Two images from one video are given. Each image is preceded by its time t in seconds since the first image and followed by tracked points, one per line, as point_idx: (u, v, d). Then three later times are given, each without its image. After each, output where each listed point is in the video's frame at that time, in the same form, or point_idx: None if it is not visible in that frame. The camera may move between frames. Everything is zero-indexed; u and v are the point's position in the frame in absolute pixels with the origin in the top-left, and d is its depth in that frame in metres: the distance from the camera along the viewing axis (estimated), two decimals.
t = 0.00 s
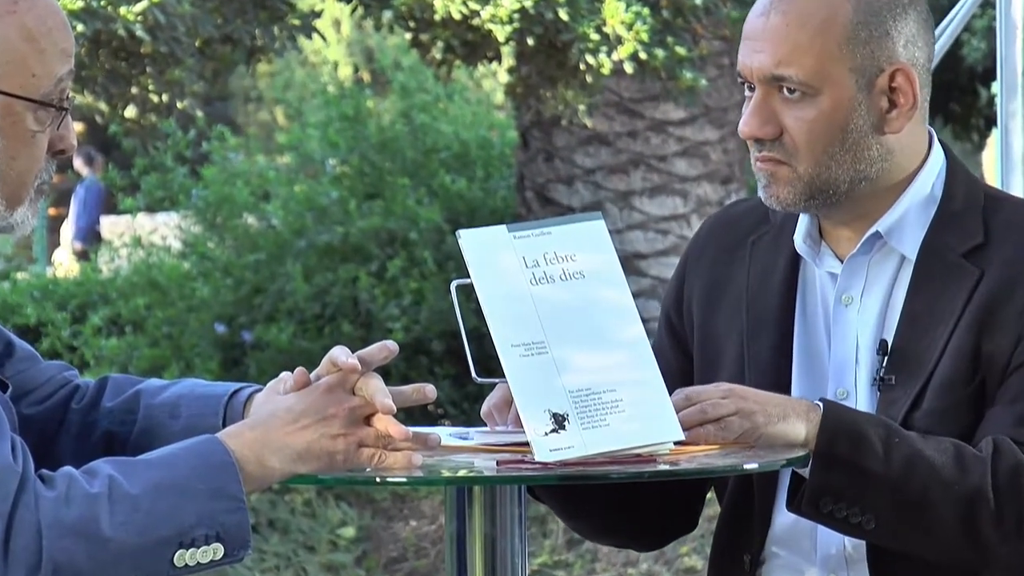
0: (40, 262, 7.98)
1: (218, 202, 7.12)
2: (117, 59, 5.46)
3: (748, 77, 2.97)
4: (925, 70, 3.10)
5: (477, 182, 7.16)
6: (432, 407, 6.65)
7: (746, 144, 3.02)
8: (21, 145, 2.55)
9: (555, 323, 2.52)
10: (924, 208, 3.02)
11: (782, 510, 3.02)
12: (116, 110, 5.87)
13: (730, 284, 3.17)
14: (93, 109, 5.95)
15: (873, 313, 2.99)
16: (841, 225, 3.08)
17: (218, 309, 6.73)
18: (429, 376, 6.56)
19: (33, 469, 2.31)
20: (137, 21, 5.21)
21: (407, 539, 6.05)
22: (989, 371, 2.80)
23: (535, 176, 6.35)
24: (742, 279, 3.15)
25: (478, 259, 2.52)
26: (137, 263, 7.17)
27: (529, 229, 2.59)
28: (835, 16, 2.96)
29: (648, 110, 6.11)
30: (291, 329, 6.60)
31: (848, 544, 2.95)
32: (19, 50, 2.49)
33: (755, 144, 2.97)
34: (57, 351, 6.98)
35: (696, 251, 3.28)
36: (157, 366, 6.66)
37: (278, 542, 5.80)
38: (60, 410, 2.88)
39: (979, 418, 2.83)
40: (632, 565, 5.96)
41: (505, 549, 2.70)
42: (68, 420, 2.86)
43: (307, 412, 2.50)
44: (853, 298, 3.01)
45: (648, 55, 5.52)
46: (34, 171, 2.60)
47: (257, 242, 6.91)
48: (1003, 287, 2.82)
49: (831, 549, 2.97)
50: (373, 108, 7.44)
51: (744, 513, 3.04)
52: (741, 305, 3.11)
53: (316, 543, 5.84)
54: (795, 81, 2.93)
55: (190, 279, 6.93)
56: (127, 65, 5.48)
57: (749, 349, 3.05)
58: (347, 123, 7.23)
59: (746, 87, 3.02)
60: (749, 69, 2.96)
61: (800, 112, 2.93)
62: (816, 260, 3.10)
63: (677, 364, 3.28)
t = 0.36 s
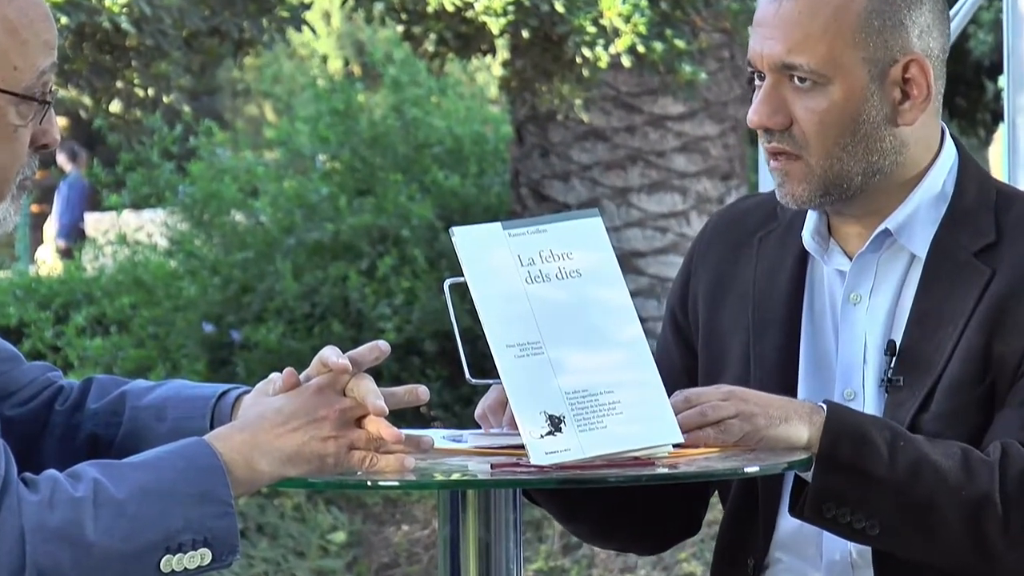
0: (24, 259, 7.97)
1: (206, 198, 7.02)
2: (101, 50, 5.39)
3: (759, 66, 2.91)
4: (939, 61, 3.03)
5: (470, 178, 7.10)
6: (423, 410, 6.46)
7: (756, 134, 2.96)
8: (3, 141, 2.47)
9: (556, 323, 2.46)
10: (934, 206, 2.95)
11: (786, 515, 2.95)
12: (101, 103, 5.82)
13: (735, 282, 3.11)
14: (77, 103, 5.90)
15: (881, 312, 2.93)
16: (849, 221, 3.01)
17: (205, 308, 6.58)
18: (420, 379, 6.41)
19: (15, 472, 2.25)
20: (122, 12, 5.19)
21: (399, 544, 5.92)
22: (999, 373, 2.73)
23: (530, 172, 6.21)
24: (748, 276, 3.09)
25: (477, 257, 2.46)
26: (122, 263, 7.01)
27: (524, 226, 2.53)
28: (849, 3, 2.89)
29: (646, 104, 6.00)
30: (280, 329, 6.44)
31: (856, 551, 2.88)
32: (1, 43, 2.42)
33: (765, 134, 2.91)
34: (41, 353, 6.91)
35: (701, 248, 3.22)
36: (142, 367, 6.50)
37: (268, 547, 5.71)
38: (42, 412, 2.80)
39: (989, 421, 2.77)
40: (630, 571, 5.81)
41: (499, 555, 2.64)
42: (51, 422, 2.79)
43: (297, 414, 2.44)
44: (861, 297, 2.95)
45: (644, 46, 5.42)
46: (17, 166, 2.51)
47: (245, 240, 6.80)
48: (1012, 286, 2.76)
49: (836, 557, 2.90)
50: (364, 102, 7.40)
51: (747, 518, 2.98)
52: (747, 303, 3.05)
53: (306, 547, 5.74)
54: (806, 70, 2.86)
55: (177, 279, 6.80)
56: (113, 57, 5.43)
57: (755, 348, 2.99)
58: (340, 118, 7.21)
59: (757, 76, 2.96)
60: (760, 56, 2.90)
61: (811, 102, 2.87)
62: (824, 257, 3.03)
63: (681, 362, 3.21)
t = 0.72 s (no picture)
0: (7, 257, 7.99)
1: (194, 195, 6.97)
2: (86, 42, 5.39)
3: (752, 58, 2.85)
4: (939, 59, 2.96)
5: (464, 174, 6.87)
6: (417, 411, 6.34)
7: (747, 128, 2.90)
8: None
9: (548, 322, 2.39)
10: (935, 203, 2.88)
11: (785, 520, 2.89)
12: (86, 96, 5.78)
13: (733, 280, 3.04)
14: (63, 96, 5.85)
15: (883, 311, 2.86)
16: (848, 219, 2.95)
17: (193, 308, 6.48)
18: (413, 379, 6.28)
19: None
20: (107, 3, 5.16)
21: (392, 550, 5.84)
22: (1004, 374, 2.67)
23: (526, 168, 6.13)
24: (745, 275, 3.02)
25: (468, 253, 2.39)
26: (107, 260, 7.00)
27: (518, 223, 2.47)
28: None
29: (645, 98, 5.86)
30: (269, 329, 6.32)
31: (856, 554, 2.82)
32: None
33: (756, 128, 2.84)
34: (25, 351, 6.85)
35: (696, 246, 3.15)
36: (128, 367, 6.42)
37: (256, 552, 5.65)
38: (25, 414, 2.74)
39: (992, 423, 2.70)
40: None
41: (494, 559, 2.58)
42: (35, 424, 2.73)
43: (286, 416, 2.37)
44: (860, 297, 2.88)
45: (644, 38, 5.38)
46: None
47: (234, 237, 6.70)
48: (1017, 284, 2.69)
49: (836, 554, 2.84)
50: (356, 95, 7.30)
51: (748, 523, 2.91)
52: (744, 302, 2.98)
53: (296, 552, 5.66)
54: (799, 64, 2.80)
55: (164, 276, 6.75)
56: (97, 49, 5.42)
57: (752, 348, 2.92)
58: (330, 112, 7.12)
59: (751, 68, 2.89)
60: (754, 48, 2.83)
61: (803, 98, 2.81)
62: (822, 255, 2.96)
63: (677, 363, 3.15)
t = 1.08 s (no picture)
0: None
1: (180, 190, 6.75)
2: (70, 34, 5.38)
3: (781, 32, 2.78)
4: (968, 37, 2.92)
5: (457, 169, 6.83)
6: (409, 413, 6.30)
7: (774, 104, 2.83)
8: None
9: (547, 320, 2.33)
10: (947, 193, 2.83)
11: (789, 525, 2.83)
12: (71, 89, 5.74)
13: (739, 275, 2.98)
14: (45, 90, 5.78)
15: (891, 306, 2.81)
16: (857, 211, 2.89)
17: (179, 307, 6.37)
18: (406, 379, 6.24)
19: None
20: None
21: (383, 554, 5.79)
22: (1013, 373, 2.60)
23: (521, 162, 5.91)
24: (751, 269, 2.96)
25: (463, 251, 2.33)
26: (89, 255, 6.74)
27: (513, 220, 2.40)
28: None
29: (643, 91, 5.69)
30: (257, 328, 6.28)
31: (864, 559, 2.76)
32: None
33: (786, 102, 2.77)
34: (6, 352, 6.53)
35: (702, 239, 3.09)
36: (113, 367, 6.31)
37: (245, 556, 5.59)
38: (8, 415, 2.67)
39: (1002, 423, 2.63)
40: None
41: (489, 564, 2.52)
42: (17, 426, 2.66)
43: (276, 416, 2.31)
44: (870, 289, 2.83)
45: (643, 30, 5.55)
46: None
47: (221, 234, 6.56)
48: None
49: (844, 561, 2.78)
50: (347, 88, 7.14)
51: (751, 523, 2.86)
52: (750, 298, 2.92)
53: (285, 556, 5.58)
54: (833, 36, 2.74)
55: (149, 274, 6.54)
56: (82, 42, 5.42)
57: (758, 343, 2.86)
58: (320, 106, 6.98)
59: (778, 45, 2.83)
60: (784, 20, 2.77)
61: (836, 70, 2.74)
62: (832, 247, 2.90)
63: (681, 360, 3.08)
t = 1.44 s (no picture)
0: None
1: (165, 186, 6.58)
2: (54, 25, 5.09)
3: (790, 27, 2.72)
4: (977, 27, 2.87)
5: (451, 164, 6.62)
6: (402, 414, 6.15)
7: (784, 101, 2.77)
8: None
9: (544, 321, 2.27)
10: (956, 190, 2.77)
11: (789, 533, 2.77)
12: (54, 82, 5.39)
13: (741, 273, 2.92)
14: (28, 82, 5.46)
15: (897, 305, 2.75)
16: (863, 208, 2.83)
17: (167, 304, 6.20)
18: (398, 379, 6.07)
19: None
20: None
21: (375, 559, 5.66)
22: (1021, 374, 2.54)
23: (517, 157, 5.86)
24: (754, 266, 2.90)
25: (458, 247, 2.27)
26: (75, 253, 6.54)
27: (510, 217, 2.34)
28: None
29: (641, 83, 5.63)
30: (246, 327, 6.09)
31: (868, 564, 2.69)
32: None
33: (799, 98, 2.71)
34: None
35: (703, 235, 3.03)
36: (98, 366, 6.15)
37: (233, 560, 5.41)
38: None
39: (1010, 424, 2.57)
40: None
41: (482, 570, 2.46)
42: None
43: (264, 418, 2.27)
44: (876, 288, 2.77)
45: (642, 21, 5.22)
46: None
47: (210, 230, 6.40)
48: None
49: (847, 565, 2.72)
50: (338, 81, 6.96)
51: (752, 527, 2.81)
52: (752, 297, 2.86)
53: (274, 560, 5.44)
54: (847, 30, 2.67)
55: (135, 272, 6.38)
56: (66, 33, 5.14)
57: (762, 343, 2.80)
58: (310, 98, 6.77)
59: (787, 41, 2.77)
60: (795, 15, 2.71)
61: (850, 64, 2.68)
62: (837, 245, 2.84)
63: (681, 360, 3.02)
